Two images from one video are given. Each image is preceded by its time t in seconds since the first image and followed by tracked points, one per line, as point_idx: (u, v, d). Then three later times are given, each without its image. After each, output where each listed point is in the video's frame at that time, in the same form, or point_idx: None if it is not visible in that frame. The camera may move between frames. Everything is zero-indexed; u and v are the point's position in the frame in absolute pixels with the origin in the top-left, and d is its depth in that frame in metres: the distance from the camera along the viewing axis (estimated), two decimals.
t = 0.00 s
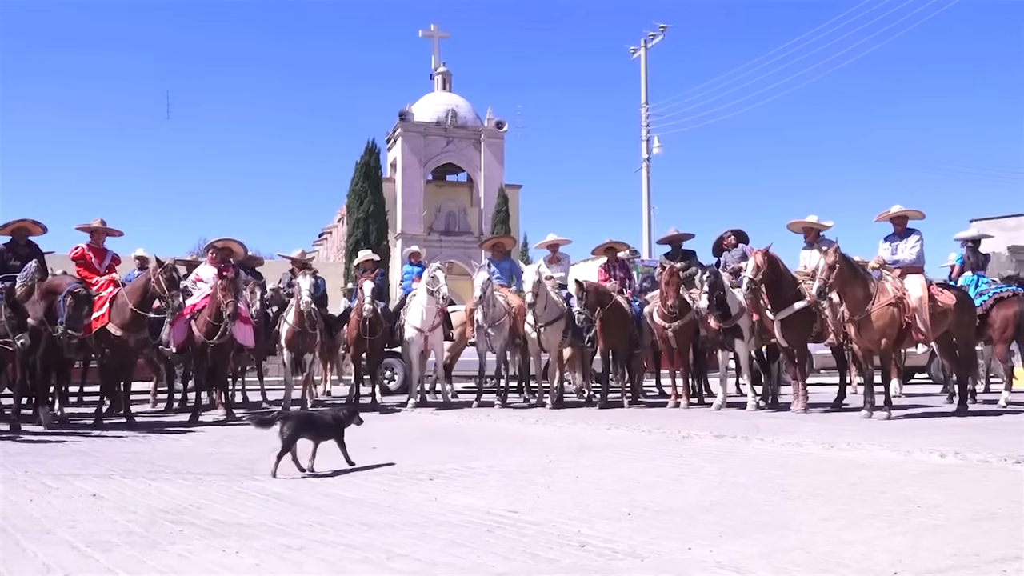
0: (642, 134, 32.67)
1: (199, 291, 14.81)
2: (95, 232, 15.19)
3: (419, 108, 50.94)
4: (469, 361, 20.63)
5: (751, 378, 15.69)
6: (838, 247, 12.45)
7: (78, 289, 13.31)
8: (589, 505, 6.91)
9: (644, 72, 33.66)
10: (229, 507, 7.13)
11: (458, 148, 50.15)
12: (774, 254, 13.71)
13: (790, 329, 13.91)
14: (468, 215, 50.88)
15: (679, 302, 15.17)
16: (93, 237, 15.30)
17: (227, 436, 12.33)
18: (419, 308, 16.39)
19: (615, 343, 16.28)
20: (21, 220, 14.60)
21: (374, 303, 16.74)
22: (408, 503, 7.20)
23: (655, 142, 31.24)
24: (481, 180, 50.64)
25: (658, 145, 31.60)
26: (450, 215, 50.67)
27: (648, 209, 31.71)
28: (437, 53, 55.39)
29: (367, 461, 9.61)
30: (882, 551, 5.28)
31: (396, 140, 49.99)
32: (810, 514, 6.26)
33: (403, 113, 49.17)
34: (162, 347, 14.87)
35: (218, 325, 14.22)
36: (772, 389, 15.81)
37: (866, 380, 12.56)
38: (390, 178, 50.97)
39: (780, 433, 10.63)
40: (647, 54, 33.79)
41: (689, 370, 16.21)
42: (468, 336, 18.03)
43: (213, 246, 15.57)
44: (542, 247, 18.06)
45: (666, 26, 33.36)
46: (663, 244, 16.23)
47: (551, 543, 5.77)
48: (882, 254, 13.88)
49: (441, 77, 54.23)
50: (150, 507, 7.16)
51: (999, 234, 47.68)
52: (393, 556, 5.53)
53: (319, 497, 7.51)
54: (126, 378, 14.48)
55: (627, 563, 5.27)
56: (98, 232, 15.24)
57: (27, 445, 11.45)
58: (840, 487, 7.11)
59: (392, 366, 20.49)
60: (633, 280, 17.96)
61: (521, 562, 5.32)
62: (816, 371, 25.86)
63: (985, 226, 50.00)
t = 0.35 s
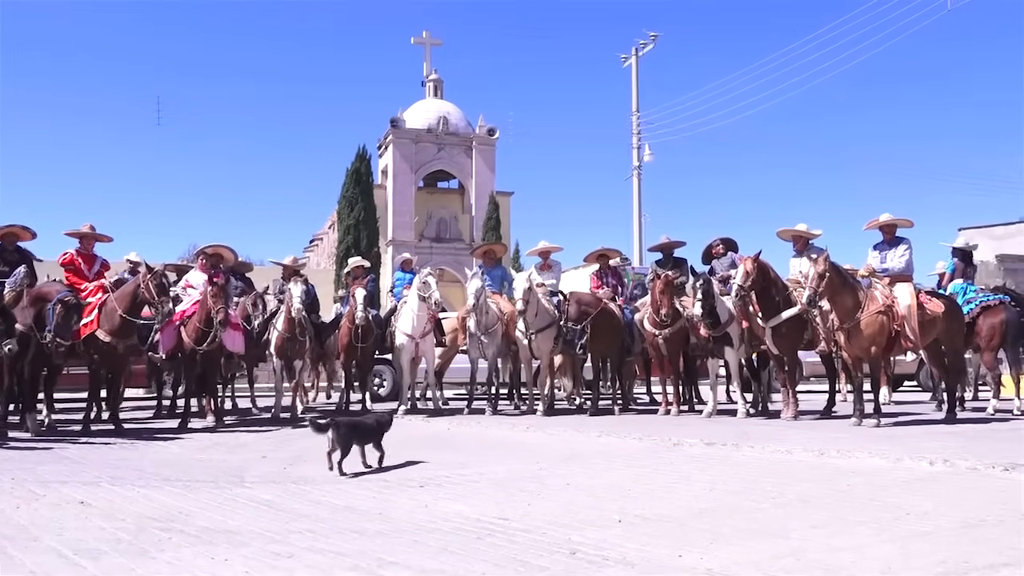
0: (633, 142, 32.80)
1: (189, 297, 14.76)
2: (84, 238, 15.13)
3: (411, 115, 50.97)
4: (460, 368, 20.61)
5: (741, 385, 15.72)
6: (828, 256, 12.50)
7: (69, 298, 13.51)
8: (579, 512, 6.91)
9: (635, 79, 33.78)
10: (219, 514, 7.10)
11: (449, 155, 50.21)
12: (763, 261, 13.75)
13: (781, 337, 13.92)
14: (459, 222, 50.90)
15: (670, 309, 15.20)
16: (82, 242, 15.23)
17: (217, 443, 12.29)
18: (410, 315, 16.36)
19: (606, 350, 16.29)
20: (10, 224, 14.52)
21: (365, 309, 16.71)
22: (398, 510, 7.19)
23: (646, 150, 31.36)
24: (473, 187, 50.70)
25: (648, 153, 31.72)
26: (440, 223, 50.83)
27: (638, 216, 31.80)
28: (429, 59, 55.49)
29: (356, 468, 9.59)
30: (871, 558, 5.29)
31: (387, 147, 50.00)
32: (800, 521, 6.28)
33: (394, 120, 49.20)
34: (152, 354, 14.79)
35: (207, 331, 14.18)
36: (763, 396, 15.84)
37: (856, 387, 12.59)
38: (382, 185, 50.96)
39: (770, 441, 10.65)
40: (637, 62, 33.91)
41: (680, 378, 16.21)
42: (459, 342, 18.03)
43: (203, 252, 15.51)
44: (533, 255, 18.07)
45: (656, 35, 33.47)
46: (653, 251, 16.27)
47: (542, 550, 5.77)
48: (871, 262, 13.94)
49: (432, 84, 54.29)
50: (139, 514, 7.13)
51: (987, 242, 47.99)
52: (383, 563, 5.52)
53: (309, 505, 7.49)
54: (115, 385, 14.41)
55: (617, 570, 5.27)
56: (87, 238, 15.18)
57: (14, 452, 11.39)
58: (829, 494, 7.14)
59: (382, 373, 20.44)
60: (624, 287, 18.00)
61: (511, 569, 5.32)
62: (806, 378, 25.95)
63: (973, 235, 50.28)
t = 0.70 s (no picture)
0: (625, 149, 32.89)
1: (179, 302, 14.74)
2: (73, 242, 15.08)
3: (403, 120, 50.99)
4: (451, 374, 20.60)
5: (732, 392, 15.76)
6: (819, 264, 12.55)
7: (58, 299, 13.29)
8: (570, 518, 6.92)
9: (627, 86, 33.88)
10: (208, 520, 7.08)
11: (441, 161, 50.23)
12: (754, 269, 13.82)
13: (771, 345, 13.98)
14: (451, 228, 50.90)
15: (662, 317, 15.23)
16: (71, 246, 15.18)
17: (206, 448, 12.25)
18: (402, 320, 16.35)
19: (599, 356, 16.29)
20: None
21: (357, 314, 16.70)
22: (389, 516, 7.18)
23: (638, 157, 31.46)
24: (465, 193, 50.73)
25: (640, 160, 31.82)
26: (433, 228, 50.69)
27: (630, 223, 31.86)
28: (421, 65, 55.56)
29: (346, 474, 9.57)
30: (860, 565, 5.31)
31: (379, 152, 49.99)
32: (790, 528, 6.30)
33: (387, 125, 49.20)
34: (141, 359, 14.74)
35: (198, 336, 14.14)
36: (753, 404, 15.87)
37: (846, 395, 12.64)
38: (374, 190, 50.92)
39: (761, 448, 10.67)
40: (629, 69, 34.02)
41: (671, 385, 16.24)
42: (450, 348, 18.03)
43: (194, 256, 15.47)
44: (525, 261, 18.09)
45: (648, 43, 33.59)
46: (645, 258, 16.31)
47: (533, 557, 5.77)
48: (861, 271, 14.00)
49: (425, 90, 54.34)
50: (127, 519, 7.11)
51: (976, 252, 48.25)
52: (373, 570, 5.51)
53: (299, 510, 7.47)
54: (104, 390, 14.34)
55: None
56: (76, 242, 15.13)
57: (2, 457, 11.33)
58: (819, 501, 7.16)
59: (372, 379, 20.40)
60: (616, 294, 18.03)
61: None
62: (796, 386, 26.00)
63: (961, 244, 50.57)
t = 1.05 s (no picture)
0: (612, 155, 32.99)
1: (164, 307, 14.67)
2: (57, 247, 14.98)
3: (390, 126, 50.96)
4: (438, 380, 20.57)
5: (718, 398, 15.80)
6: (804, 270, 12.60)
7: (43, 300, 13.41)
8: (556, 524, 6.92)
9: (614, 92, 33.99)
10: (193, 527, 7.04)
11: (428, 167, 50.23)
12: (745, 275, 13.83)
13: (757, 350, 14.05)
14: (439, 233, 50.88)
15: (649, 322, 15.27)
16: (55, 251, 15.08)
17: (192, 455, 12.18)
18: (389, 325, 16.31)
19: (586, 362, 16.30)
20: None
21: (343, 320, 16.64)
22: (375, 522, 7.17)
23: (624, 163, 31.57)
24: (452, 199, 50.75)
25: (627, 166, 31.93)
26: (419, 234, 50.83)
27: (617, 229, 31.94)
28: (408, 70, 55.57)
29: (333, 481, 9.55)
30: (845, 569, 5.33)
31: (366, 157, 49.93)
32: (777, 532, 6.32)
33: (374, 130, 49.15)
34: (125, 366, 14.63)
35: (184, 341, 14.03)
36: (740, 409, 15.92)
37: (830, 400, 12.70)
38: (361, 196, 50.85)
39: (747, 453, 10.70)
40: (616, 75, 34.12)
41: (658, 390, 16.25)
42: (437, 354, 18.01)
43: (179, 261, 15.40)
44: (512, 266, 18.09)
45: (635, 49, 33.68)
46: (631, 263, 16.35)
47: (520, 563, 5.77)
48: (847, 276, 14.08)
49: (412, 95, 54.33)
50: (111, 527, 7.06)
51: (960, 257, 48.64)
52: None
53: (284, 517, 7.45)
54: (88, 397, 14.25)
55: None
56: (60, 247, 15.03)
57: None
58: (805, 505, 7.20)
59: (358, 385, 20.37)
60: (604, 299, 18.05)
61: None
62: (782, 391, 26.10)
63: (945, 249, 50.95)
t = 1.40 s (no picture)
0: (592, 160, 33.10)
1: (142, 315, 14.57)
2: (31, 255, 14.85)
3: (370, 131, 50.86)
4: (420, 386, 20.54)
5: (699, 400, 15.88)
6: (780, 273, 12.71)
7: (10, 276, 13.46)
8: (538, 528, 6.93)
9: (593, 97, 34.11)
10: (172, 537, 7.00)
11: (408, 172, 50.17)
12: (723, 278, 13.91)
13: (737, 352, 14.14)
14: (419, 238, 50.82)
15: (629, 326, 15.33)
16: (29, 259, 14.94)
17: (171, 464, 12.09)
18: (370, 331, 16.27)
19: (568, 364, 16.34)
20: None
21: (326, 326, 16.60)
22: (357, 529, 7.15)
23: (604, 168, 31.69)
24: (432, 204, 50.73)
25: (607, 170, 32.05)
26: (400, 240, 50.70)
27: (598, 233, 32.03)
28: (388, 76, 55.51)
29: (314, 488, 9.51)
30: (824, 570, 5.37)
31: (346, 163, 49.80)
32: (757, 534, 6.36)
33: (354, 136, 49.06)
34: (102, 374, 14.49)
35: (161, 349, 13.97)
36: (720, 412, 16.00)
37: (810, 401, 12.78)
38: (341, 201, 50.70)
39: (728, 455, 10.75)
40: (596, 80, 34.26)
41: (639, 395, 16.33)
42: (419, 360, 17.99)
43: (158, 267, 15.27)
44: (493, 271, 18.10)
45: (616, 54, 33.75)
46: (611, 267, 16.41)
47: (501, 568, 5.77)
48: (825, 278, 14.20)
49: (392, 100, 54.28)
50: (88, 538, 7.01)
51: (936, 258, 49.14)
52: None
53: (265, 525, 7.41)
54: (64, 406, 14.12)
55: None
56: (34, 254, 14.89)
57: None
58: (784, 507, 7.24)
59: (338, 392, 20.33)
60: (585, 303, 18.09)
61: None
62: (763, 393, 26.25)
63: (921, 251, 51.44)
